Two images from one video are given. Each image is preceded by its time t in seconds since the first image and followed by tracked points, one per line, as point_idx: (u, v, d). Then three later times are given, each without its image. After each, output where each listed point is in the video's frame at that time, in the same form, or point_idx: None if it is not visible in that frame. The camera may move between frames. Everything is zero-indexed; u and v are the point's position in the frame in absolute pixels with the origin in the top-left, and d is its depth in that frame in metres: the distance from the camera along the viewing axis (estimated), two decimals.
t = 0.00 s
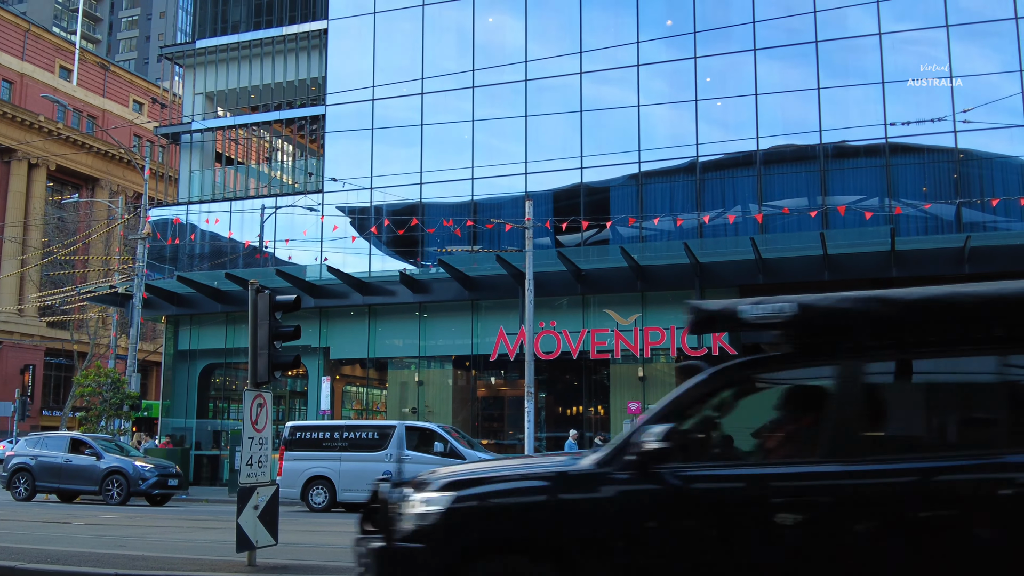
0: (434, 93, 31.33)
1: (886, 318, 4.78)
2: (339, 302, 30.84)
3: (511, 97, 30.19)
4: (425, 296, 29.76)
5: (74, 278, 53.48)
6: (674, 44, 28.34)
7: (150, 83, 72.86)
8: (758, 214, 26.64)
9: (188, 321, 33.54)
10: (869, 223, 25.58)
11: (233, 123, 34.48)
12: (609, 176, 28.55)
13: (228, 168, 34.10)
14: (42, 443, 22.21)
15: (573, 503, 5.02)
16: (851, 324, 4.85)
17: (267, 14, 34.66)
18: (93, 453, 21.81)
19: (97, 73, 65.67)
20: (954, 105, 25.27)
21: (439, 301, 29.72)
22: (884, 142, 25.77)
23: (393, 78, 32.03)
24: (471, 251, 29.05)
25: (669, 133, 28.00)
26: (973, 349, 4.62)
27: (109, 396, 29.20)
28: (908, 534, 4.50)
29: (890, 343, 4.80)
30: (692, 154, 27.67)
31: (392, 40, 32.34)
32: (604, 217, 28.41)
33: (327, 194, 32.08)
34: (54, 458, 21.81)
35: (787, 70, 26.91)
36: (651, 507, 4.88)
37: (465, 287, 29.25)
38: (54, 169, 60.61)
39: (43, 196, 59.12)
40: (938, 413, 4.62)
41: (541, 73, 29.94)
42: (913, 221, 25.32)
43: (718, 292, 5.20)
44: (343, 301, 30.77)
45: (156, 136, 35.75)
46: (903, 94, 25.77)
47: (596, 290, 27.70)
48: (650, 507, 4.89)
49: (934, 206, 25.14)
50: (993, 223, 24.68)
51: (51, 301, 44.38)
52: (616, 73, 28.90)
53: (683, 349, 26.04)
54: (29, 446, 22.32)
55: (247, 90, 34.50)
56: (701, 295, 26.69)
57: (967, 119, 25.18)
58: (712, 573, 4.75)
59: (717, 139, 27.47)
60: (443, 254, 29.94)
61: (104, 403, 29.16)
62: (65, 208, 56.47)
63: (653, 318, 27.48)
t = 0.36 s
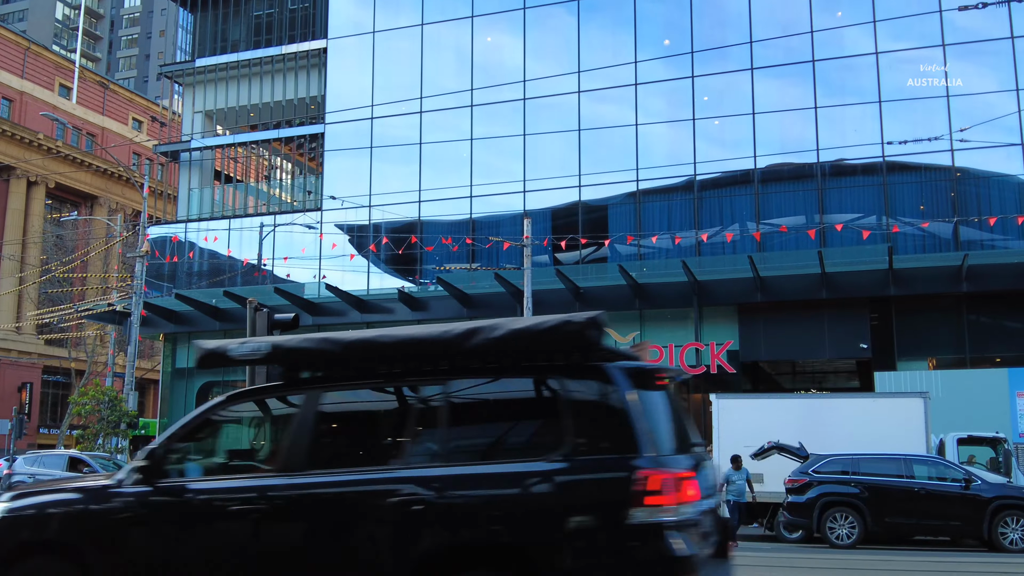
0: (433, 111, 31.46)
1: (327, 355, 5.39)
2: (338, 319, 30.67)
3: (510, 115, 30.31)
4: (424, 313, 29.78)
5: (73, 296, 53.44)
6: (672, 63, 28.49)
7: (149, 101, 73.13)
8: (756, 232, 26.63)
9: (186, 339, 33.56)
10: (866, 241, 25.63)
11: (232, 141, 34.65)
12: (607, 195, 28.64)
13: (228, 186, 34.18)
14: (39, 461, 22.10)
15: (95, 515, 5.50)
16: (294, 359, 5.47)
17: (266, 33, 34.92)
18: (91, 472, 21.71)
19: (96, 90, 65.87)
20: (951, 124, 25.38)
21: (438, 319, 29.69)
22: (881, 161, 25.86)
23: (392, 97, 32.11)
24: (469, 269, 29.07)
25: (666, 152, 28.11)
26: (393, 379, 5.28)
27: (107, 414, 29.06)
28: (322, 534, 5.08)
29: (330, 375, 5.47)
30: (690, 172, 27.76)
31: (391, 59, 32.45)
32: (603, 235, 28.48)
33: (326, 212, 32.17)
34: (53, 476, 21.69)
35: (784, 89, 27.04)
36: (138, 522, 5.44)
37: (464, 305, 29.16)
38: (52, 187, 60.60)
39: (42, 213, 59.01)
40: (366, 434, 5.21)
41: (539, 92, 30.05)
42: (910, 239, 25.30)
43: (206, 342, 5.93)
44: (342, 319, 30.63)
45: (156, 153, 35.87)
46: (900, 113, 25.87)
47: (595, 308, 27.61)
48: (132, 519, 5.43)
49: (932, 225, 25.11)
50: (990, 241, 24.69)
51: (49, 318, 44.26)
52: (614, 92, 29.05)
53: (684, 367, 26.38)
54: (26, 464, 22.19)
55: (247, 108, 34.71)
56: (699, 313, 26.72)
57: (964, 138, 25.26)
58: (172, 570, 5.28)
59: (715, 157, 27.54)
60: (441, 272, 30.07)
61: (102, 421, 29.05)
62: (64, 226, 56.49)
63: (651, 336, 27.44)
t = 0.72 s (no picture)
0: (431, 139, 31.64)
1: None
2: (334, 346, 30.78)
3: (508, 142, 30.49)
4: (422, 339, 29.72)
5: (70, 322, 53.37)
6: (669, 92, 28.69)
7: (148, 128, 73.51)
8: (753, 259, 26.67)
9: (183, 367, 33.51)
10: (864, 267, 25.60)
11: (231, 168, 34.79)
12: (604, 222, 28.73)
13: (226, 213, 34.28)
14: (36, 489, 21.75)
15: None
16: None
17: (266, 62, 35.10)
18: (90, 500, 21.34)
19: (96, 118, 66.18)
20: (946, 152, 25.57)
21: (436, 345, 29.70)
22: (878, 189, 25.99)
23: (391, 125, 32.31)
24: (467, 295, 29.13)
25: (663, 179, 28.27)
26: (30, 415, 7.54)
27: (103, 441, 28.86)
28: None
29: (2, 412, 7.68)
30: (687, 200, 27.88)
31: (390, 87, 32.65)
32: (601, 262, 28.48)
33: (325, 239, 32.27)
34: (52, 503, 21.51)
35: (780, 118, 27.28)
36: None
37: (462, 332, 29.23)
38: (51, 214, 60.64)
39: (40, 240, 58.92)
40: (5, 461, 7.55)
41: (537, 120, 30.25)
42: (908, 266, 25.37)
43: None
44: (338, 344, 30.72)
45: (155, 181, 36.07)
46: (896, 142, 26.06)
47: (592, 335, 27.75)
48: None
49: (930, 252, 25.20)
50: (987, 267, 24.68)
51: (46, 345, 44.13)
52: (612, 119, 29.25)
53: (681, 395, 25.68)
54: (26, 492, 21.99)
55: (246, 135, 34.87)
56: (697, 340, 26.72)
57: (960, 165, 25.42)
58: None
59: (712, 185, 27.69)
60: (439, 299, 30.00)
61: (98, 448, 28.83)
62: (61, 252, 56.56)
63: (649, 363, 27.45)
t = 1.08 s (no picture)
0: (430, 170, 31.83)
1: None
2: (333, 376, 30.55)
3: (507, 174, 30.68)
4: (419, 370, 29.65)
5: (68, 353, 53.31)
6: (667, 124, 28.93)
7: (149, 159, 73.93)
8: (751, 290, 26.77)
9: (181, 398, 33.42)
10: (861, 297, 25.65)
11: (231, 199, 34.96)
12: (603, 253, 28.81)
13: (224, 244, 34.35)
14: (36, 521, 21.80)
15: None
16: None
17: (266, 94, 35.38)
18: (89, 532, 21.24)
19: (96, 149, 66.54)
20: (943, 185, 25.73)
21: (433, 376, 29.63)
22: (875, 220, 26.10)
23: (391, 157, 32.53)
24: (466, 327, 29.43)
25: (661, 211, 28.42)
26: None
27: (99, 473, 28.65)
28: None
29: None
30: (685, 231, 27.99)
31: (389, 119, 32.89)
32: (599, 292, 28.53)
33: (323, 269, 32.38)
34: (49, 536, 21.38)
35: (776, 150, 27.48)
36: None
37: (459, 362, 29.09)
38: (50, 244, 60.75)
39: (39, 270, 58.93)
40: None
41: (536, 152, 30.46)
42: (906, 297, 25.45)
43: None
44: (337, 375, 30.52)
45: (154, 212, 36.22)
46: (892, 174, 26.24)
47: (590, 365, 27.60)
48: None
49: (928, 283, 25.30)
50: (985, 298, 24.74)
51: (43, 376, 44.02)
52: (609, 152, 29.47)
53: (679, 426, 25.98)
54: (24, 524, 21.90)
55: (246, 167, 35.09)
56: (695, 371, 26.69)
57: (957, 198, 25.55)
58: None
59: (709, 216, 27.83)
60: (437, 329, 30.05)
61: (94, 480, 28.61)
62: (61, 283, 56.61)
63: (648, 394, 27.38)
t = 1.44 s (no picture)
0: (429, 206, 32.01)
1: None
2: (330, 412, 30.51)
3: (505, 209, 30.86)
4: (417, 406, 29.51)
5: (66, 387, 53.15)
6: (664, 161, 29.15)
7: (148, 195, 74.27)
8: (749, 325, 26.78)
9: (177, 434, 33.27)
10: (860, 334, 25.69)
11: (230, 235, 35.14)
12: (601, 287, 28.86)
13: (223, 279, 34.46)
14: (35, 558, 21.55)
15: None
16: None
17: (266, 130, 35.68)
18: (87, 568, 21.08)
19: (95, 184, 66.82)
20: (939, 221, 25.87)
21: (431, 412, 29.49)
22: (872, 256, 26.19)
23: (390, 193, 32.72)
24: (464, 362, 29.44)
25: (659, 246, 28.52)
26: None
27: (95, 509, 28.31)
28: None
29: None
30: (683, 267, 28.08)
31: (389, 155, 33.13)
32: (597, 327, 28.52)
33: (321, 304, 32.48)
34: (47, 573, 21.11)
35: (773, 187, 27.68)
36: None
37: (458, 398, 29.02)
38: (49, 279, 60.77)
39: (37, 305, 58.89)
40: None
41: (534, 188, 30.67)
42: (903, 333, 25.43)
43: None
44: (333, 412, 30.45)
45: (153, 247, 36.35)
46: (889, 210, 26.39)
47: (590, 401, 27.56)
48: None
49: (925, 319, 25.24)
50: (983, 333, 24.73)
51: (39, 412, 43.81)
52: (607, 188, 29.67)
53: (678, 461, 25.86)
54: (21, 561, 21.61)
55: (246, 203, 35.29)
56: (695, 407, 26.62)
57: (954, 235, 25.67)
58: None
59: (707, 252, 27.93)
60: (436, 364, 29.95)
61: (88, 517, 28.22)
62: (59, 318, 56.56)
63: (647, 430, 27.26)
